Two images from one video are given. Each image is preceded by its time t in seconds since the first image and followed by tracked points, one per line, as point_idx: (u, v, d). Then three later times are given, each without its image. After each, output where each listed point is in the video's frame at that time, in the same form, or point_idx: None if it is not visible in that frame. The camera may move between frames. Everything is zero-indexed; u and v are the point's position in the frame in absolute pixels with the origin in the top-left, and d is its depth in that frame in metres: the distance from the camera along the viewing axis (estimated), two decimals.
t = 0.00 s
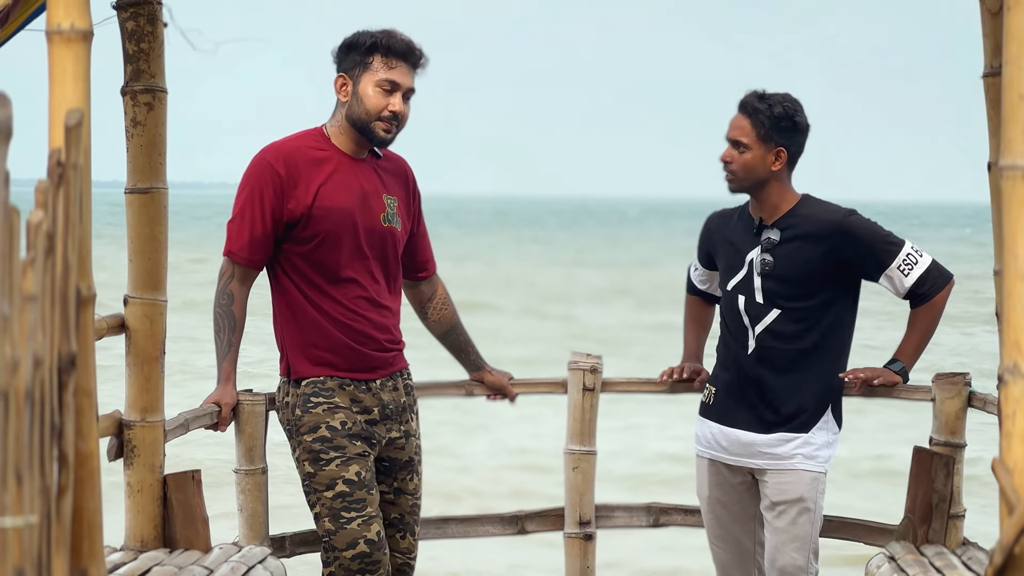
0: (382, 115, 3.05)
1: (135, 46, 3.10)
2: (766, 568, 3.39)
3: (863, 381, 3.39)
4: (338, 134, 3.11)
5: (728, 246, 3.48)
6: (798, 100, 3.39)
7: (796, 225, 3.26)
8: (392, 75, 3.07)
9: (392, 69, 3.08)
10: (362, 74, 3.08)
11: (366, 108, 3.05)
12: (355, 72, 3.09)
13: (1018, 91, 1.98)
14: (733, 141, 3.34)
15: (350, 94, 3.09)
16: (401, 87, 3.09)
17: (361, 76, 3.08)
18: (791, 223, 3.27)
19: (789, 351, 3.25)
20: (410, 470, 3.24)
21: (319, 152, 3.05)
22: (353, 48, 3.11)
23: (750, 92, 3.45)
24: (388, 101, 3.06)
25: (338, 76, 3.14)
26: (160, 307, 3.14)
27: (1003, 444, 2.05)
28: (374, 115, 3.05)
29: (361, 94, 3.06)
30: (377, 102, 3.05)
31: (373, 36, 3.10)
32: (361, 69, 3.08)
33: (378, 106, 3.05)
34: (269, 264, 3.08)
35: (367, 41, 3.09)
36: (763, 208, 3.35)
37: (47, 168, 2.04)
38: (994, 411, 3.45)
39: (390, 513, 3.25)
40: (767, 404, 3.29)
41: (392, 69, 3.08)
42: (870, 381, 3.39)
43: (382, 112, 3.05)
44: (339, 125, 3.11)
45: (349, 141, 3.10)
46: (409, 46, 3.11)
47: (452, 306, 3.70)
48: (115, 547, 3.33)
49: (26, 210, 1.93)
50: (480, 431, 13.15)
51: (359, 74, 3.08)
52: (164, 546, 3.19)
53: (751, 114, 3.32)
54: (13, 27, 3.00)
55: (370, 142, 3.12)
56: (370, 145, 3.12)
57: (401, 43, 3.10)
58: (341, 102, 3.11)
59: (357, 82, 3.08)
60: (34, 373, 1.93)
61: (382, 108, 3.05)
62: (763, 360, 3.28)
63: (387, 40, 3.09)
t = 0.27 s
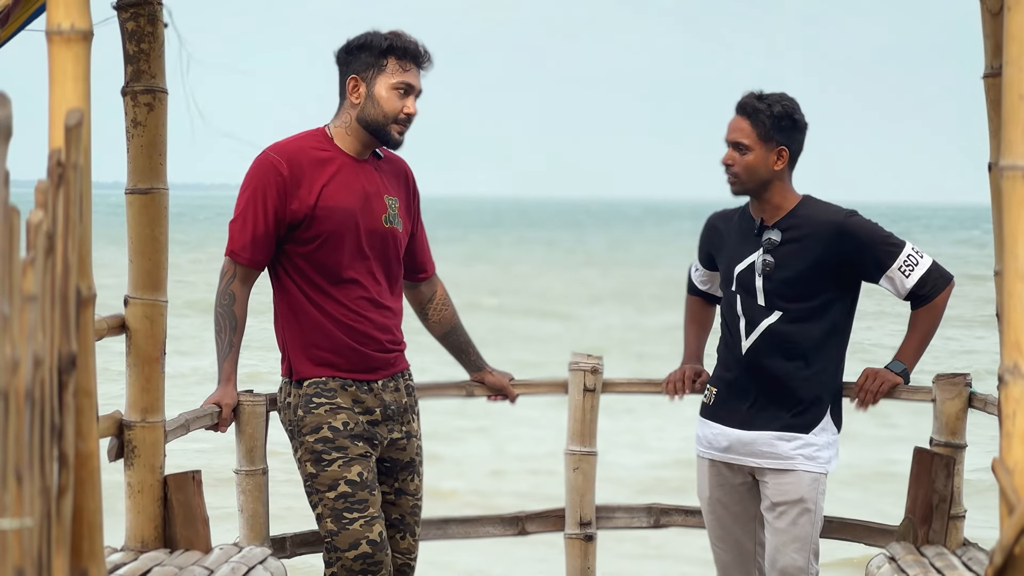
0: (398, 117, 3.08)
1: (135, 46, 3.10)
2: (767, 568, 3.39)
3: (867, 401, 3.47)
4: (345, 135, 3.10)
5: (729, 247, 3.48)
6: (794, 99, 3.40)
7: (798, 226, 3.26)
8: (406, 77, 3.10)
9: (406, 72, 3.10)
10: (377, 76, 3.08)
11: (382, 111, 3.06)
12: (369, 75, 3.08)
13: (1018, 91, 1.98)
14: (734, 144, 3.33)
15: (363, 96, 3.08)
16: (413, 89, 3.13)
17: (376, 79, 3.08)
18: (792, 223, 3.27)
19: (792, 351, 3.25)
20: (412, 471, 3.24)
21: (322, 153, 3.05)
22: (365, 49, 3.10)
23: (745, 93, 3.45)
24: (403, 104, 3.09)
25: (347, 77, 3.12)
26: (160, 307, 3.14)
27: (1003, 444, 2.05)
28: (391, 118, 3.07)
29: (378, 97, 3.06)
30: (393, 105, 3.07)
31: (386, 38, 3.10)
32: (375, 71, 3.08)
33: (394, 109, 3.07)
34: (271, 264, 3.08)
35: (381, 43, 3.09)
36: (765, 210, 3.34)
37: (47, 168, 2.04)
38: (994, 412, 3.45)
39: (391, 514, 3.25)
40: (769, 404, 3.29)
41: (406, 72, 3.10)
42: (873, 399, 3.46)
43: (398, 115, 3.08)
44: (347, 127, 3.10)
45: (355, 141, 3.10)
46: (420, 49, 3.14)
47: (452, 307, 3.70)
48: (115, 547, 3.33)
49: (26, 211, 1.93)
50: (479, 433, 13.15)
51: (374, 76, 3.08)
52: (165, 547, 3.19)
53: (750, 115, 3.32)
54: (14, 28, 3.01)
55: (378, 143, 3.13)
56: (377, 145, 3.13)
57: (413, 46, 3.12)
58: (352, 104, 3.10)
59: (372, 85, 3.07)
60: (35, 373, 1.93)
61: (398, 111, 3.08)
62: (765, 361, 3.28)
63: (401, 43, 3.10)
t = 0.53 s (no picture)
0: (401, 119, 3.09)
1: (137, 46, 3.10)
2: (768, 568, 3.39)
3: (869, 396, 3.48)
4: (346, 136, 3.10)
5: (729, 246, 3.47)
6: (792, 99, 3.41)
7: (798, 226, 3.26)
8: (407, 79, 3.10)
9: (408, 72, 3.11)
10: (378, 78, 3.08)
11: (385, 114, 3.07)
12: (371, 78, 3.08)
13: (1020, 91, 1.98)
14: (735, 143, 3.33)
15: (365, 99, 3.08)
16: (414, 89, 3.13)
17: (379, 81, 3.08)
18: (792, 224, 3.27)
19: (793, 351, 3.25)
20: (413, 470, 3.24)
21: (324, 153, 3.05)
22: (365, 51, 3.09)
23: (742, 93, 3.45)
24: (406, 104, 3.10)
25: (348, 79, 3.11)
26: (162, 307, 3.14)
27: (1004, 444, 2.05)
28: (394, 120, 3.08)
29: (381, 100, 3.07)
30: (395, 107, 3.07)
31: (386, 39, 3.10)
32: (377, 73, 3.08)
33: (397, 111, 3.08)
34: (272, 264, 3.08)
35: (381, 45, 3.08)
36: (765, 209, 3.34)
37: (49, 167, 2.05)
38: (995, 412, 3.45)
39: (392, 514, 3.25)
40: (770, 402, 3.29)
41: (408, 72, 3.10)
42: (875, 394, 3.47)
43: (401, 116, 3.09)
44: (349, 128, 3.10)
45: (357, 142, 3.11)
46: (420, 49, 3.14)
47: (453, 307, 3.69)
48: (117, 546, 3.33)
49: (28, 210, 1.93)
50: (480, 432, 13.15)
51: (375, 80, 3.08)
52: (166, 547, 3.19)
53: (751, 114, 3.32)
54: (15, 27, 3.01)
55: (380, 143, 3.13)
56: (379, 145, 3.14)
57: (413, 47, 3.12)
58: (354, 106, 3.10)
59: (375, 87, 3.07)
60: (37, 372, 1.93)
61: (400, 112, 3.08)
62: (766, 361, 3.28)
63: (401, 44, 3.10)
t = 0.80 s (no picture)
0: (401, 118, 3.09)
1: (137, 46, 3.10)
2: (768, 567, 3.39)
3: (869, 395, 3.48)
4: (345, 136, 3.10)
5: (728, 245, 3.47)
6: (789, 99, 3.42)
7: (797, 225, 3.26)
8: (407, 77, 3.10)
9: (408, 70, 3.11)
10: (378, 77, 3.08)
11: (386, 112, 3.07)
12: (371, 77, 3.08)
13: (1020, 91, 1.98)
14: (740, 141, 3.31)
15: (366, 98, 3.08)
16: (413, 88, 3.14)
17: (379, 80, 3.08)
18: (791, 223, 3.27)
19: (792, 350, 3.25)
20: (413, 470, 3.24)
21: (323, 152, 3.05)
22: (364, 50, 3.09)
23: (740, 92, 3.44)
24: (406, 103, 3.10)
25: (347, 78, 3.11)
26: (162, 307, 3.14)
27: (1004, 444, 2.05)
28: (395, 118, 3.08)
29: (382, 98, 3.07)
30: (396, 105, 3.08)
31: (385, 38, 3.10)
32: (376, 72, 3.08)
33: (397, 109, 3.08)
34: (271, 264, 3.08)
35: (381, 44, 3.08)
36: (765, 208, 3.34)
37: (48, 167, 2.05)
38: (995, 411, 3.44)
39: (392, 513, 3.25)
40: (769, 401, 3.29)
41: (407, 71, 3.11)
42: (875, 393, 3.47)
43: (401, 115, 3.09)
44: (349, 128, 3.10)
45: (356, 142, 3.11)
46: (418, 48, 3.14)
47: (453, 306, 3.69)
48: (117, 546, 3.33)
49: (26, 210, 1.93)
50: (480, 432, 13.15)
51: (376, 78, 3.08)
52: (166, 546, 3.19)
53: (756, 112, 3.31)
54: (15, 27, 3.01)
55: (379, 143, 3.13)
56: (378, 144, 3.14)
57: (412, 46, 3.13)
58: (353, 105, 3.09)
59: (375, 86, 3.07)
60: (36, 372, 1.93)
61: (401, 111, 3.09)
62: (765, 359, 3.28)
63: (400, 43, 3.10)
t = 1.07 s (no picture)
0: (402, 117, 3.10)
1: (138, 45, 3.10)
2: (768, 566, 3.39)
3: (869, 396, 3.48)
4: (345, 135, 3.10)
5: (727, 244, 3.47)
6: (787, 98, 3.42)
7: (797, 224, 3.26)
8: (408, 77, 3.11)
9: (409, 70, 3.11)
10: (379, 76, 3.08)
11: (388, 111, 3.07)
12: (372, 76, 3.08)
13: (1020, 90, 1.98)
14: (743, 140, 3.30)
15: (367, 97, 3.08)
16: (413, 87, 3.14)
17: (380, 79, 3.08)
18: (791, 221, 3.27)
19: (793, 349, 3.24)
20: (413, 468, 3.24)
21: (323, 151, 3.05)
22: (365, 49, 3.09)
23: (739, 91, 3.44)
24: (407, 102, 3.10)
25: (348, 78, 3.11)
26: (162, 306, 3.14)
27: (1005, 444, 2.05)
28: (395, 118, 3.08)
29: (384, 98, 3.07)
30: (397, 105, 3.08)
31: (386, 37, 3.10)
32: (377, 71, 3.08)
33: (398, 108, 3.08)
34: (271, 262, 3.08)
35: (382, 43, 3.09)
36: (765, 207, 3.33)
37: (49, 167, 2.05)
38: (995, 410, 3.44)
39: (392, 512, 3.25)
40: (769, 399, 3.29)
41: (408, 70, 3.11)
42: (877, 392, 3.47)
43: (402, 114, 3.09)
44: (349, 128, 3.10)
45: (357, 141, 3.10)
46: (419, 48, 3.15)
47: (453, 306, 3.69)
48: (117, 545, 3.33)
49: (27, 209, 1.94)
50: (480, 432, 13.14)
51: (377, 78, 3.08)
52: (166, 545, 3.19)
53: (758, 111, 3.30)
54: (16, 26, 3.01)
55: (379, 142, 3.13)
56: (379, 144, 3.14)
57: (413, 45, 3.13)
58: (355, 105, 3.09)
59: (377, 86, 3.07)
60: (37, 371, 1.93)
61: (402, 111, 3.09)
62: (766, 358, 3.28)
63: (401, 43, 3.10)
